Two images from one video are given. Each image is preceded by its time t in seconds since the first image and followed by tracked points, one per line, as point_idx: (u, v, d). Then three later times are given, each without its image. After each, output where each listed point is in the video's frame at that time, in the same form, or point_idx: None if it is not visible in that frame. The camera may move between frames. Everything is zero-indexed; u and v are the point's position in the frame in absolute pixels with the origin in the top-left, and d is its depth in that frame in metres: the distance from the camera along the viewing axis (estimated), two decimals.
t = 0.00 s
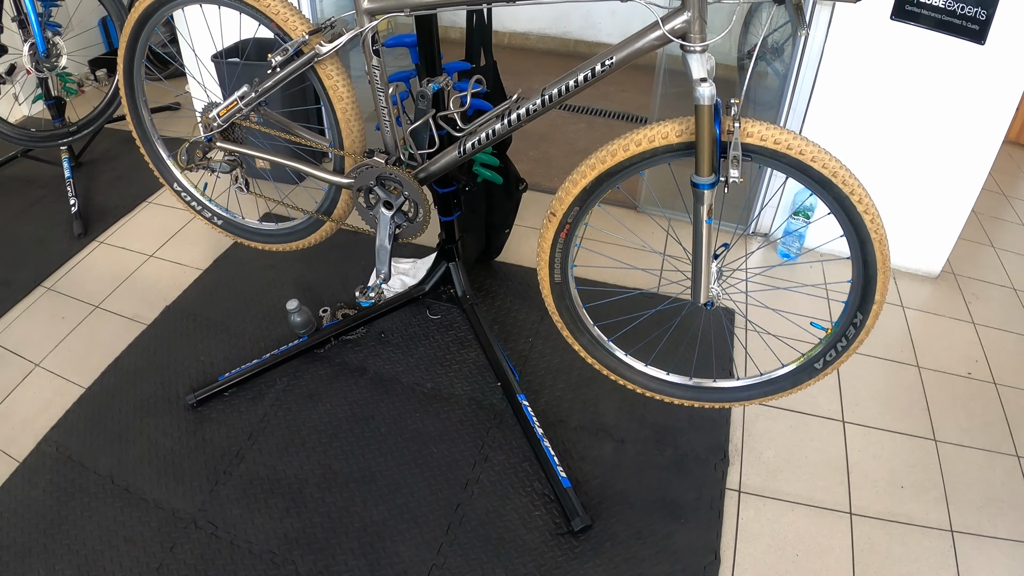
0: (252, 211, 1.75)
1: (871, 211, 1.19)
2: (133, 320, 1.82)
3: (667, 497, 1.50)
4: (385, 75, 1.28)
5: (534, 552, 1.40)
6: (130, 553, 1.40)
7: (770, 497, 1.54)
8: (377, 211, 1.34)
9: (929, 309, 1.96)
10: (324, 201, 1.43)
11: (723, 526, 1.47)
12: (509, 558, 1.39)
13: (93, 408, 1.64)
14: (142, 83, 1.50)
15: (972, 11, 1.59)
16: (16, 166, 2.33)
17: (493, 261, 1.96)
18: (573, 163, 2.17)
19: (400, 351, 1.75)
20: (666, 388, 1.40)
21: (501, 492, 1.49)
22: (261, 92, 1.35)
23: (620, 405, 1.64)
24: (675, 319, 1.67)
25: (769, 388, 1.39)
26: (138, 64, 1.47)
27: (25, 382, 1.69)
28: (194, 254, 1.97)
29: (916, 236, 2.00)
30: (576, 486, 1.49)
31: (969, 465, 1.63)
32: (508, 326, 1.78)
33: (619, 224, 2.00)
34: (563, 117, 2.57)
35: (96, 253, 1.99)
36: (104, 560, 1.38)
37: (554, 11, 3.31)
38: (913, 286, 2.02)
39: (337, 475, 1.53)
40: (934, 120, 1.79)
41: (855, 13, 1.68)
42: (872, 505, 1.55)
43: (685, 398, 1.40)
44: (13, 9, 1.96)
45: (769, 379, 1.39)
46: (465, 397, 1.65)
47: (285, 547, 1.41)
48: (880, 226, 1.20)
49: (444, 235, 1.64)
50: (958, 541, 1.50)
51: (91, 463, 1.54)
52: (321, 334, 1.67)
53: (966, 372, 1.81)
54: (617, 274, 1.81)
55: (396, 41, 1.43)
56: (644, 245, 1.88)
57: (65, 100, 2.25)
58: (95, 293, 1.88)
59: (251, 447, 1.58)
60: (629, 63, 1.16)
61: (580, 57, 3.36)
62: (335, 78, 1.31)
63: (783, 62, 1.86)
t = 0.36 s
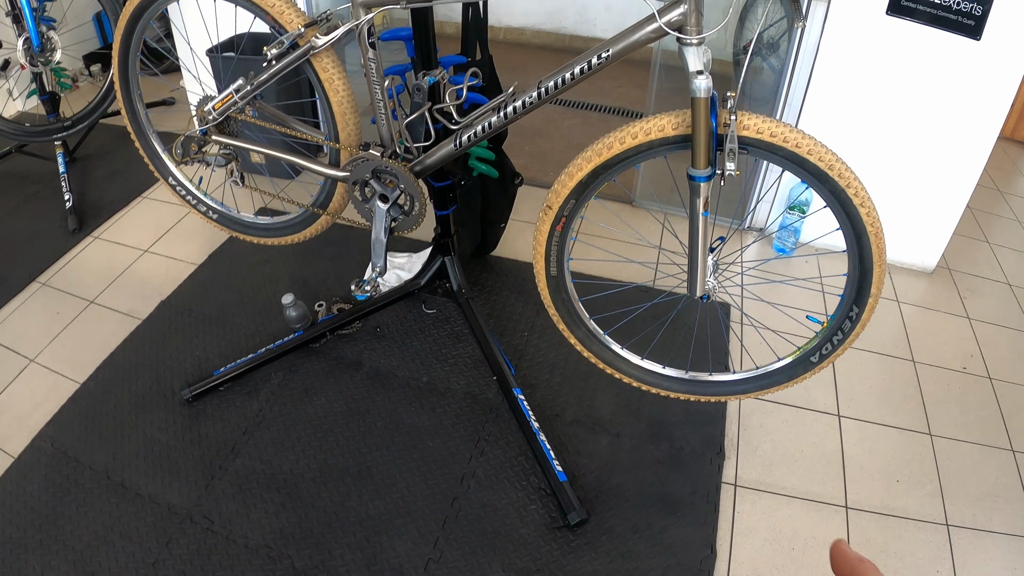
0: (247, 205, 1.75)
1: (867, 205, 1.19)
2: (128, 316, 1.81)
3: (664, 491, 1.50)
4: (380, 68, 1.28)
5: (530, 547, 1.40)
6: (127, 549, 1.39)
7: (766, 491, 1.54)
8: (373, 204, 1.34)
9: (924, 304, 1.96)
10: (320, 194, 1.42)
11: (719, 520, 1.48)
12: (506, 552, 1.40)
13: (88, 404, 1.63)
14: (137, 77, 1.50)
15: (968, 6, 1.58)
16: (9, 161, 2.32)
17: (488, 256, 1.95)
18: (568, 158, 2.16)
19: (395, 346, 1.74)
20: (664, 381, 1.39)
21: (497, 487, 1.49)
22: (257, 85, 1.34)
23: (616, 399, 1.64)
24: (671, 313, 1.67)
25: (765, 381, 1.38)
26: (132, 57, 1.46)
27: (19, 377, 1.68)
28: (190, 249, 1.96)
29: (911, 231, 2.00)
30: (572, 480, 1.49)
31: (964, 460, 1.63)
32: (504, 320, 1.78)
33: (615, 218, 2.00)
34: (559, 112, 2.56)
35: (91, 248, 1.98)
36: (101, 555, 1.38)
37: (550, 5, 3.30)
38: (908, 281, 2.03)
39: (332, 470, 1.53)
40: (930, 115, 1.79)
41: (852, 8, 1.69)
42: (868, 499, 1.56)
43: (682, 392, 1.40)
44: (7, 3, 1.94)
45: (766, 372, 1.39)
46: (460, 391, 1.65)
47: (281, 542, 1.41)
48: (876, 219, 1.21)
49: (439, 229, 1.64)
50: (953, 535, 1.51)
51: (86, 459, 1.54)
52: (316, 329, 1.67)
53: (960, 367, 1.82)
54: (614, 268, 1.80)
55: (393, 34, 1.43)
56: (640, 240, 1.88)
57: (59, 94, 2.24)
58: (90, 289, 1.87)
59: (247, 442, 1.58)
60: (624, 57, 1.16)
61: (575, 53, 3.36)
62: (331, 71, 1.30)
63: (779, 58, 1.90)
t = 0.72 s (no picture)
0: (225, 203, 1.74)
1: (842, 187, 1.18)
2: (110, 317, 1.80)
3: (648, 480, 1.50)
4: (352, 61, 1.27)
5: (514, 538, 1.41)
6: (110, 550, 1.39)
7: (750, 478, 1.54)
8: (348, 198, 1.34)
9: (906, 288, 1.96)
10: (295, 189, 1.42)
11: (703, 508, 1.48)
12: (490, 544, 1.39)
13: (70, 406, 1.62)
14: (110, 76, 1.49)
15: None
16: None
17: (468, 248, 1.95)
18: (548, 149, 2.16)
19: (376, 340, 1.74)
20: (644, 368, 1.38)
21: (480, 479, 1.49)
22: (229, 81, 1.33)
23: (598, 388, 1.64)
24: (652, 302, 1.67)
25: (746, 367, 1.37)
26: (105, 57, 1.45)
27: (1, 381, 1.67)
28: (170, 248, 1.95)
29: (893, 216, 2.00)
30: (555, 471, 1.49)
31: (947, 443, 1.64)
32: (485, 312, 1.77)
33: (595, 208, 2.00)
34: (540, 103, 2.55)
35: (71, 250, 1.97)
36: (84, 557, 1.37)
37: None
38: (891, 265, 2.03)
39: (315, 466, 1.52)
40: (909, 99, 1.79)
41: None
42: (852, 483, 1.57)
43: (663, 380, 1.39)
44: None
45: (746, 358, 1.38)
46: (442, 384, 1.64)
47: (265, 539, 1.41)
48: (852, 203, 1.20)
49: (417, 222, 1.65)
50: (938, 518, 1.52)
51: (69, 461, 1.53)
52: (297, 325, 1.67)
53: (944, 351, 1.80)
54: (593, 257, 1.82)
55: (365, 27, 1.42)
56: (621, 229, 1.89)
57: (37, 96, 2.22)
58: (70, 290, 1.86)
59: (229, 440, 1.57)
60: (594, 45, 1.15)
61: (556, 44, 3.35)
62: (303, 65, 1.30)
63: (758, 46, 1.90)
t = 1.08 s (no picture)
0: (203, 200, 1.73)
1: (818, 172, 1.16)
2: (90, 315, 1.79)
3: (628, 472, 1.48)
4: (318, 53, 1.26)
5: (492, 533, 1.39)
6: (90, 549, 1.38)
7: (733, 469, 1.53)
8: (317, 191, 1.33)
9: (893, 276, 1.95)
10: (266, 184, 1.41)
11: (685, 500, 1.46)
12: (468, 539, 1.38)
13: (50, 405, 1.61)
14: (81, 74, 1.48)
15: None
16: None
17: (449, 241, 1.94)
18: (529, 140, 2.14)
19: (355, 335, 1.72)
20: (620, 360, 1.36)
21: (458, 473, 1.48)
22: (196, 76, 1.32)
23: (578, 381, 1.62)
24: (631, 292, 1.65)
25: (724, 358, 1.35)
26: (75, 54, 1.44)
27: None
28: (151, 246, 1.94)
29: (879, 201, 1.98)
30: (534, 464, 1.48)
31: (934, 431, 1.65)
32: (465, 305, 1.76)
33: (578, 198, 1.99)
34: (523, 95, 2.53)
35: (52, 249, 1.96)
36: (65, 557, 1.37)
37: None
38: (877, 253, 2.01)
39: (294, 462, 1.52)
40: (894, 83, 1.76)
41: None
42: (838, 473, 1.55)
43: (641, 372, 1.37)
44: None
45: (723, 349, 1.36)
46: (420, 378, 1.63)
47: (243, 536, 1.40)
48: (828, 188, 1.17)
49: (394, 215, 1.64)
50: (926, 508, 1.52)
51: (50, 461, 1.52)
52: (275, 320, 1.66)
53: (931, 338, 1.81)
54: (575, 247, 1.81)
55: (337, 19, 1.43)
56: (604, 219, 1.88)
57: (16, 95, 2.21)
58: (51, 289, 1.85)
59: (209, 437, 1.56)
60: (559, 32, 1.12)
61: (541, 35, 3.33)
62: (269, 58, 1.28)
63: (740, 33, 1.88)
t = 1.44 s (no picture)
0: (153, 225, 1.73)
1: (743, 169, 1.11)
2: (52, 339, 1.78)
3: (580, 479, 1.46)
4: (236, 74, 1.28)
5: (442, 545, 1.38)
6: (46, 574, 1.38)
7: (689, 472, 1.50)
8: (246, 212, 1.34)
9: (858, 266, 1.91)
10: (201, 206, 1.42)
11: (639, 506, 1.44)
12: (418, 553, 1.38)
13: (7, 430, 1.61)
14: (21, 103, 1.49)
15: None
16: None
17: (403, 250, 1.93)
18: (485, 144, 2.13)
19: (308, 349, 1.72)
20: (560, 367, 1.34)
21: (407, 486, 1.47)
22: (121, 102, 1.34)
23: (530, 387, 1.61)
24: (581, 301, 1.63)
25: (668, 362, 1.31)
26: (15, 84, 1.46)
27: None
28: (110, 267, 1.95)
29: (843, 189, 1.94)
30: (484, 474, 1.46)
31: (899, 424, 1.62)
32: (418, 315, 1.74)
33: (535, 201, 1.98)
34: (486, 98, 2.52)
35: (14, 274, 1.96)
36: None
37: None
38: (842, 244, 1.98)
39: (247, 479, 1.51)
40: (851, 71, 1.73)
41: None
42: (798, 473, 1.53)
43: (584, 379, 1.34)
44: None
45: (658, 355, 1.32)
46: (371, 391, 1.63)
47: (197, 555, 1.40)
48: (757, 185, 1.12)
49: (342, 229, 1.64)
50: (891, 504, 1.50)
51: (11, 486, 1.52)
52: (228, 338, 1.66)
53: (898, 329, 1.78)
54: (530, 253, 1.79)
55: (269, 36, 1.48)
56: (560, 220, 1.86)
57: None
58: (11, 314, 1.85)
59: (165, 457, 1.56)
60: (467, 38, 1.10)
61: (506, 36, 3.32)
62: (190, 82, 1.29)
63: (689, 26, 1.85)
